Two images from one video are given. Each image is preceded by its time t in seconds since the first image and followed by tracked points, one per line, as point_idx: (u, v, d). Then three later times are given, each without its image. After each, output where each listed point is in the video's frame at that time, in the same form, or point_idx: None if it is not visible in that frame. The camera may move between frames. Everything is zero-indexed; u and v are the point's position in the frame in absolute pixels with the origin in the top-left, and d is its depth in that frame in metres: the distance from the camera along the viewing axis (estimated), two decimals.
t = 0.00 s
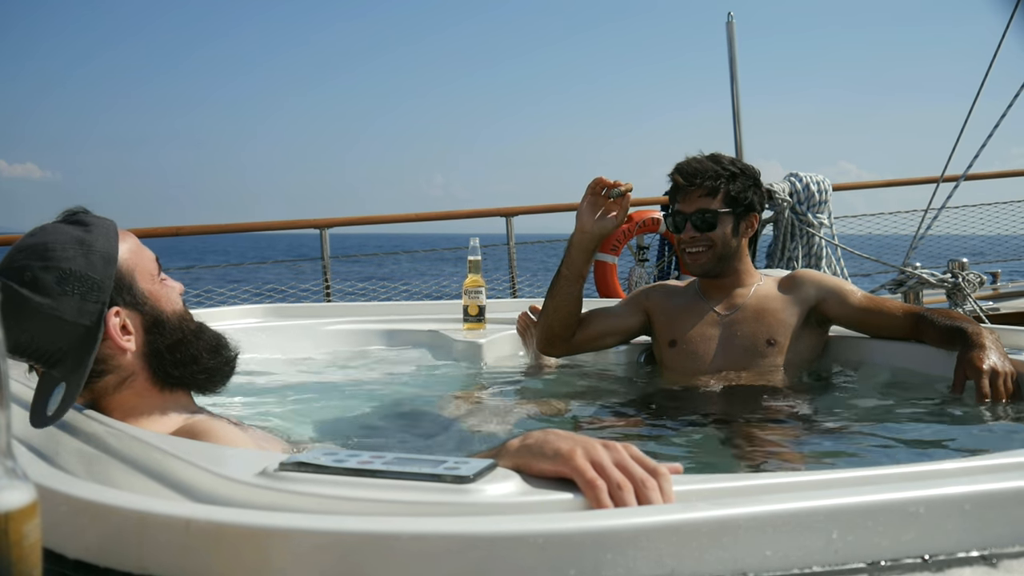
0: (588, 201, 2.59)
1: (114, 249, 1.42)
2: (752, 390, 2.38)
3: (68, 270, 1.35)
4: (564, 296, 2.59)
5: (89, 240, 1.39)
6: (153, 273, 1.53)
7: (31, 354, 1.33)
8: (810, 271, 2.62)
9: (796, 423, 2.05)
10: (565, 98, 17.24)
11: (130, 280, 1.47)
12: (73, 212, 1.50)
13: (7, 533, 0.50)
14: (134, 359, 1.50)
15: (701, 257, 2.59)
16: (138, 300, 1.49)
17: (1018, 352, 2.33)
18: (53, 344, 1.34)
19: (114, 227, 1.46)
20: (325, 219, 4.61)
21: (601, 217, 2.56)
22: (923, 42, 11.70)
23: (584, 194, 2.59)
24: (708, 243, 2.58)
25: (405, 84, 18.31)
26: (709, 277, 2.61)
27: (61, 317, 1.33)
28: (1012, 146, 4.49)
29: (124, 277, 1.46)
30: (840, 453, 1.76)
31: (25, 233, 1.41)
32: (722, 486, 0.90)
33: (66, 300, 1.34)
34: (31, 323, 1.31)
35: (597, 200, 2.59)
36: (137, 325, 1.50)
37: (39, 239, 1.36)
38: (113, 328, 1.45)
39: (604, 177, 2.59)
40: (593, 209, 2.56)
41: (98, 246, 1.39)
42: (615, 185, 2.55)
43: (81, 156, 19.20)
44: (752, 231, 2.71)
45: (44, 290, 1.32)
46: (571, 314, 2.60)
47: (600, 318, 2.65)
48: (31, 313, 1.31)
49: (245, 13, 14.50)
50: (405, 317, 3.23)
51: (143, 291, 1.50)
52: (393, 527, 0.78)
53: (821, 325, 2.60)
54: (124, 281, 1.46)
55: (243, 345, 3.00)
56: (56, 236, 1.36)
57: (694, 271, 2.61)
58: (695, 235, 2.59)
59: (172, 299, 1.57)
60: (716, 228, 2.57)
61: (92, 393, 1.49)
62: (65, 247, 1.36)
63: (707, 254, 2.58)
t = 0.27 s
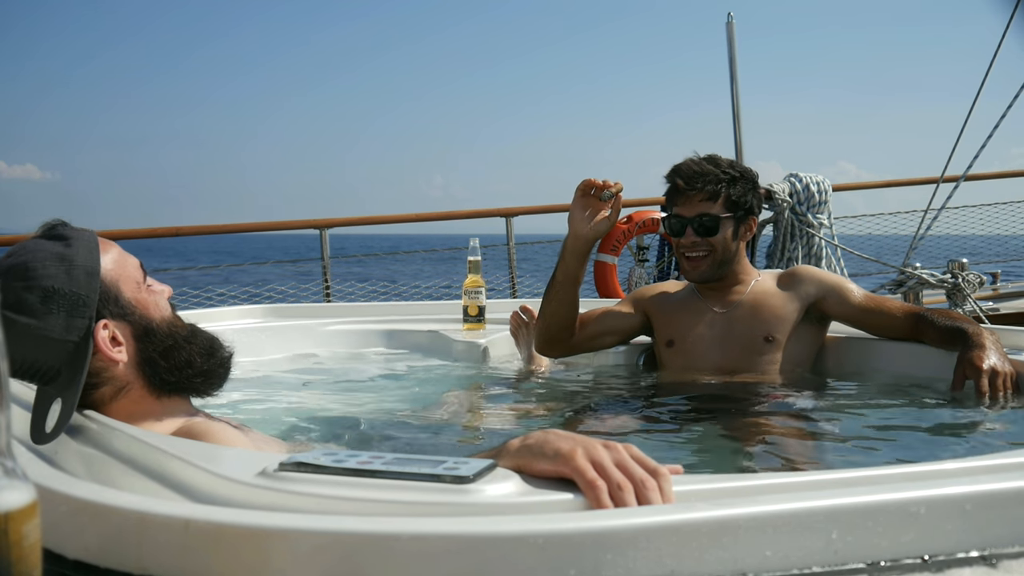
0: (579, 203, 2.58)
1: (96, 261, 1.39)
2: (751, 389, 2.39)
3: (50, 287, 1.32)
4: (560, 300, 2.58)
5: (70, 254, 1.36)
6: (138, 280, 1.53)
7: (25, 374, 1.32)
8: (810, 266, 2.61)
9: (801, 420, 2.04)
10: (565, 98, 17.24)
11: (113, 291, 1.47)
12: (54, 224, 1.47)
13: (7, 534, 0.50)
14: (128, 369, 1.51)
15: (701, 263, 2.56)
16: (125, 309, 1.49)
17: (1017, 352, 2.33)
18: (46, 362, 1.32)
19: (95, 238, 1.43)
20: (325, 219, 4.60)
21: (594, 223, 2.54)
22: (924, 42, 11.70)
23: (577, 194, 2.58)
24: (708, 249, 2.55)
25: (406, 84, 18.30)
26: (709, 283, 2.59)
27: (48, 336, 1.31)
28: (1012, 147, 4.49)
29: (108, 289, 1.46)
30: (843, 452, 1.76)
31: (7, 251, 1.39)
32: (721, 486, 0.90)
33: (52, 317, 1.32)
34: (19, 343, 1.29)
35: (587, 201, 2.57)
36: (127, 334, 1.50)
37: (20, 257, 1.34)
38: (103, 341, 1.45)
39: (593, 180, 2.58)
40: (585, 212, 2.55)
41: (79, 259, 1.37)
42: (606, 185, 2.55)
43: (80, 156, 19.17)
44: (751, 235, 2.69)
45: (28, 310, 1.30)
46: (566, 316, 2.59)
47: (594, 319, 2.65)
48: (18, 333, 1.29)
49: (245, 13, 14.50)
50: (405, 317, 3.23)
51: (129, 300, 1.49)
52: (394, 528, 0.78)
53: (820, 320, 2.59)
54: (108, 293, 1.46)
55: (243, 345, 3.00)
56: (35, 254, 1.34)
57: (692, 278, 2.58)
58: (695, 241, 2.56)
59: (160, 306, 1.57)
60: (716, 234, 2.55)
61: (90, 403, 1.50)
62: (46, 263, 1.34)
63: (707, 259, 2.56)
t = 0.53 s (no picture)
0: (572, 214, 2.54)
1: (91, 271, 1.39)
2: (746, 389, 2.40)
3: (47, 300, 1.31)
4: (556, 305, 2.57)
5: (65, 266, 1.35)
6: (132, 288, 1.53)
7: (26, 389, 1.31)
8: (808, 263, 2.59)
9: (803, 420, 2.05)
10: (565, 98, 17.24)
11: (108, 300, 1.47)
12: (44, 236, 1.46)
13: (7, 533, 0.50)
14: (126, 378, 1.51)
15: (705, 267, 2.55)
16: (122, 318, 1.49)
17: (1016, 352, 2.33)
18: (46, 374, 1.30)
19: (87, 248, 1.42)
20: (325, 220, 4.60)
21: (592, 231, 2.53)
22: (924, 42, 11.70)
23: (566, 206, 2.57)
24: (714, 254, 2.53)
25: (405, 84, 18.30)
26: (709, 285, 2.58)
27: (46, 349, 1.30)
28: (1011, 146, 4.50)
29: (103, 299, 1.46)
30: (852, 452, 1.77)
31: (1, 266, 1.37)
32: (721, 486, 0.90)
33: (50, 330, 1.31)
34: (19, 358, 1.28)
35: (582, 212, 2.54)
36: (124, 342, 1.50)
37: (15, 271, 1.33)
38: (101, 350, 1.45)
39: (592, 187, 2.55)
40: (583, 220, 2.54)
41: (75, 270, 1.36)
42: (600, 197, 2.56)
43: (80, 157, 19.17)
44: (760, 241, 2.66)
45: (25, 323, 1.29)
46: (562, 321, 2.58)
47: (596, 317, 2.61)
48: (17, 349, 1.28)
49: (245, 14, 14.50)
50: (405, 318, 3.24)
51: (125, 309, 1.49)
52: (393, 528, 0.78)
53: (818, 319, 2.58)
54: (104, 302, 1.46)
55: (243, 346, 3.00)
56: (30, 266, 1.33)
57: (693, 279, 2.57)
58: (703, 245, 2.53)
59: (155, 313, 1.56)
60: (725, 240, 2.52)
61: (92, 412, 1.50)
62: (41, 277, 1.32)
63: (710, 265, 2.54)
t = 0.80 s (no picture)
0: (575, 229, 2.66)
1: (95, 280, 1.40)
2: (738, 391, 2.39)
3: (51, 310, 1.32)
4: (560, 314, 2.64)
5: (70, 276, 1.36)
6: (137, 297, 1.54)
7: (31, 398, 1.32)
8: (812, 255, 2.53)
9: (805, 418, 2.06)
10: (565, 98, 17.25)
11: (114, 310, 1.48)
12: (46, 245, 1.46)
13: (6, 534, 0.50)
14: (131, 389, 1.51)
15: (707, 260, 2.52)
16: (127, 328, 1.50)
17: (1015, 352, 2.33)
18: (50, 385, 1.31)
19: (91, 257, 1.43)
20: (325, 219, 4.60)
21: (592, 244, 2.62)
22: (924, 42, 11.70)
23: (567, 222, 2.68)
24: (717, 247, 2.51)
25: (405, 85, 18.30)
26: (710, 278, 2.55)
27: (51, 360, 1.31)
28: (1011, 147, 4.50)
29: (109, 308, 1.47)
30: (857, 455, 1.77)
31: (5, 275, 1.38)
32: (721, 486, 0.90)
33: (54, 341, 1.31)
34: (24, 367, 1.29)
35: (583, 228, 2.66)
36: (129, 353, 1.50)
37: (19, 281, 1.33)
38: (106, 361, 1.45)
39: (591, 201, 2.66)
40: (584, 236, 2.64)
41: (79, 279, 1.37)
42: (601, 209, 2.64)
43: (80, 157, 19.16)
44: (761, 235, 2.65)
45: (29, 334, 1.30)
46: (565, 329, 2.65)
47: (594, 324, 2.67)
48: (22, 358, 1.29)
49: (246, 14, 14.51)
50: (405, 317, 3.24)
51: (130, 318, 1.50)
52: (393, 528, 0.78)
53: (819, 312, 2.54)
54: (110, 312, 1.47)
55: (243, 346, 3.01)
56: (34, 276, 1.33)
57: (694, 271, 2.55)
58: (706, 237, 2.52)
59: (160, 322, 1.58)
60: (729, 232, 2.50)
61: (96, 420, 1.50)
62: (45, 286, 1.33)
63: (713, 256, 2.52)
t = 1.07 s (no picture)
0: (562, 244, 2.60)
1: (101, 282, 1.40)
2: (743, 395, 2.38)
3: (57, 311, 1.32)
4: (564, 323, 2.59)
5: (77, 277, 1.36)
6: (140, 298, 1.54)
7: (33, 398, 1.31)
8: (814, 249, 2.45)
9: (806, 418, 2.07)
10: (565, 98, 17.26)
11: (119, 312, 1.48)
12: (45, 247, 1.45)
13: (7, 533, 0.50)
14: (133, 390, 1.50)
15: (704, 240, 2.41)
16: (132, 330, 1.50)
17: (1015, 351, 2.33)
18: (53, 385, 1.31)
19: (96, 259, 1.43)
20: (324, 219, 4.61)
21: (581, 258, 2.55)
22: (923, 42, 11.71)
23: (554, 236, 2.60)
24: (713, 225, 2.39)
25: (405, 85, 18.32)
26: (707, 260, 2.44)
27: (56, 360, 1.30)
28: (1011, 147, 4.50)
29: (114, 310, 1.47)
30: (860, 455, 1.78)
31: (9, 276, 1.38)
32: (721, 486, 0.90)
33: (60, 340, 1.31)
34: (29, 366, 1.28)
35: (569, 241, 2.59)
36: (132, 355, 1.50)
37: (25, 280, 1.33)
38: (110, 362, 1.45)
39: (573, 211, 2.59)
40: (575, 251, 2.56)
41: (85, 280, 1.37)
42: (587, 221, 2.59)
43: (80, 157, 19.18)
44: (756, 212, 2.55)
45: (35, 334, 1.30)
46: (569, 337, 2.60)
47: (598, 328, 2.63)
48: (27, 357, 1.28)
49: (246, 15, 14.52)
50: (405, 317, 3.24)
51: (133, 320, 1.50)
52: (394, 527, 0.78)
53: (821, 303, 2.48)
54: (115, 313, 1.47)
55: (243, 345, 3.01)
56: (40, 277, 1.34)
57: (691, 254, 2.43)
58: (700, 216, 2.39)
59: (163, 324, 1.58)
60: (723, 209, 2.39)
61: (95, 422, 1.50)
62: (52, 287, 1.33)
63: (710, 237, 2.40)
